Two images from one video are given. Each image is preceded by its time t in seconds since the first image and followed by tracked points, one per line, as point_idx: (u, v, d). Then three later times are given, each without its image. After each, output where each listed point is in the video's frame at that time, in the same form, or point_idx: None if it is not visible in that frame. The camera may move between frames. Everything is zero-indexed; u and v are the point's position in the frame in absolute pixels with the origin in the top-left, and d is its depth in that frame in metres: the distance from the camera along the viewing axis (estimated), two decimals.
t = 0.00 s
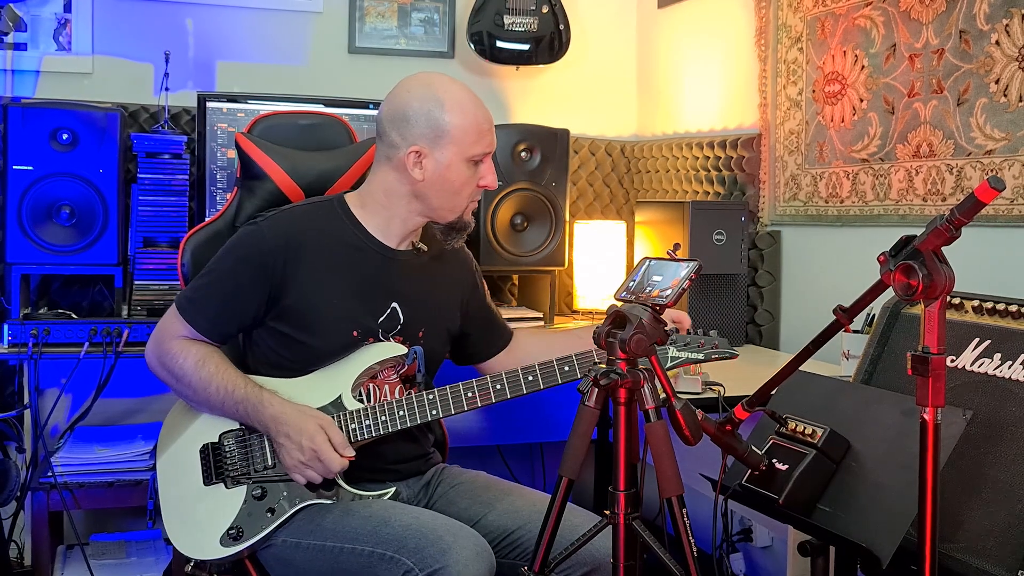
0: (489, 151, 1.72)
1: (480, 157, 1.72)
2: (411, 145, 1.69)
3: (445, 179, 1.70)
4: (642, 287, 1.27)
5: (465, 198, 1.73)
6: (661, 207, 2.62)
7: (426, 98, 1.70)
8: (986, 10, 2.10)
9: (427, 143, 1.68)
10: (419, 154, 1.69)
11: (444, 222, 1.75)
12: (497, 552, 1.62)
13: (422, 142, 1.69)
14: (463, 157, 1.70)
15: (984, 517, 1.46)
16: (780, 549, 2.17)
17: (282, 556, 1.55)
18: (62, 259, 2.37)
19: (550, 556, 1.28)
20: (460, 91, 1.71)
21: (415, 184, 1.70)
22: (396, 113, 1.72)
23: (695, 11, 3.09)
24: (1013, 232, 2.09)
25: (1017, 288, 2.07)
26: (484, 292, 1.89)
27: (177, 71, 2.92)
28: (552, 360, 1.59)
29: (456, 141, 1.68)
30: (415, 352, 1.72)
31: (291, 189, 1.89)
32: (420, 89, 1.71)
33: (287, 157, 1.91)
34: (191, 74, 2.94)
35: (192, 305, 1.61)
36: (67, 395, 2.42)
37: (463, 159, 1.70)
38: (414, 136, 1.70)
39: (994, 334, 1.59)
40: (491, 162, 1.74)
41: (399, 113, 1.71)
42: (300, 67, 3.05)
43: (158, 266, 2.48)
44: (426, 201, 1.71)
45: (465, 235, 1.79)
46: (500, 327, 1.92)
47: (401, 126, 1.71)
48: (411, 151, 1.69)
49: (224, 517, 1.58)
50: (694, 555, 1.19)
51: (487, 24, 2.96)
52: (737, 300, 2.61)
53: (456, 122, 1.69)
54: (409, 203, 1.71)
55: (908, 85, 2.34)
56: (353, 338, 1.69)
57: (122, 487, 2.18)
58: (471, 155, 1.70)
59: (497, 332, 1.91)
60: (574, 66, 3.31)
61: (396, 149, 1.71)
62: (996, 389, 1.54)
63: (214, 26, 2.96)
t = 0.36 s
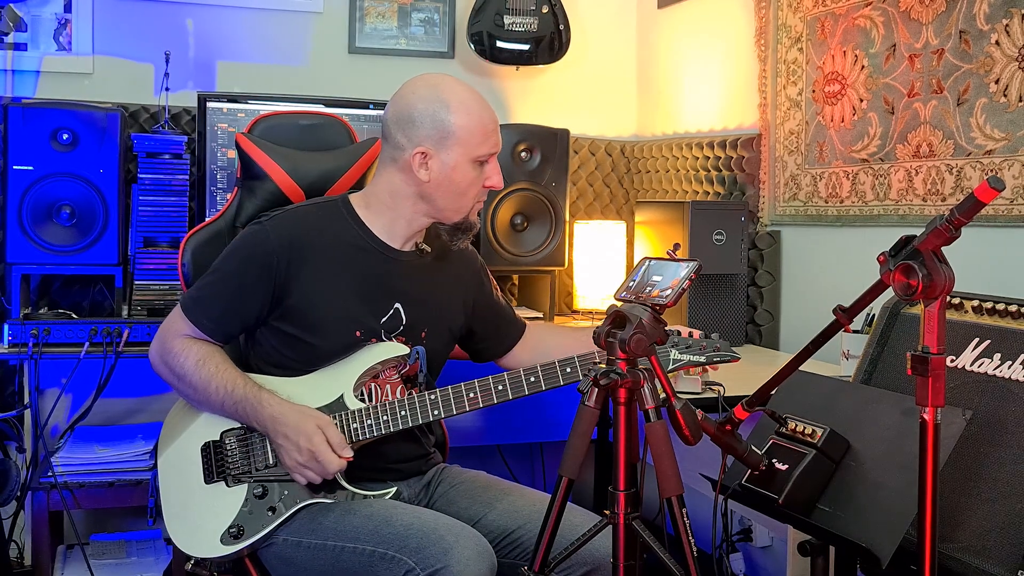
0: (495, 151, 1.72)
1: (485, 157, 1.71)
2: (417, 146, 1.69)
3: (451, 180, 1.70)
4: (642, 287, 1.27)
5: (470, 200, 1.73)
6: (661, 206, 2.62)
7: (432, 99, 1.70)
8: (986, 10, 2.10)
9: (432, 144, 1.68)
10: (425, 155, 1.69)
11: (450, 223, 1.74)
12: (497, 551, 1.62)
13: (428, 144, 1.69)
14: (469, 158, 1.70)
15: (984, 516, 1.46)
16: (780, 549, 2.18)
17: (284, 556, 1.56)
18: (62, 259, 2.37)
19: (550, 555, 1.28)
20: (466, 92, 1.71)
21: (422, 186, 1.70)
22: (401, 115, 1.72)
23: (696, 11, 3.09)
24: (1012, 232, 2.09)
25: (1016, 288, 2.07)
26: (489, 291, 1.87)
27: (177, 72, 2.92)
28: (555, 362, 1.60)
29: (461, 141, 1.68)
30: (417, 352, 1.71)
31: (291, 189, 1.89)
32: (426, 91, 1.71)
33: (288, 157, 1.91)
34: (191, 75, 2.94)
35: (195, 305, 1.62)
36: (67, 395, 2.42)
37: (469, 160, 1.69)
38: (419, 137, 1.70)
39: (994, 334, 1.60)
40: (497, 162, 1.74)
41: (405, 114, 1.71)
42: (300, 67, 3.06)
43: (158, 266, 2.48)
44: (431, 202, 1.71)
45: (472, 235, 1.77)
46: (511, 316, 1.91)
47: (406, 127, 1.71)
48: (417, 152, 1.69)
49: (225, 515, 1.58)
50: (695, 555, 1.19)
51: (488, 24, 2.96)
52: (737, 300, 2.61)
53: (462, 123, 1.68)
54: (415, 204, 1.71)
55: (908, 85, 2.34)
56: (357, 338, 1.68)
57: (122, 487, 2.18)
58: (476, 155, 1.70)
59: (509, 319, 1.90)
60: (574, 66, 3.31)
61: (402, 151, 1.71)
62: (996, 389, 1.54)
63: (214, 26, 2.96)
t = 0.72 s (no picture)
0: (511, 153, 1.71)
1: (502, 159, 1.71)
2: (434, 149, 1.69)
3: (468, 183, 1.69)
4: (643, 287, 1.27)
5: (487, 201, 1.72)
6: (661, 207, 2.62)
7: (449, 101, 1.70)
8: (986, 10, 2.10)
9: (449, 146, 1.68)
10: (442, 158, 1.69)
11: (465, 225, 1.72)
12: (497, 551, 1.63)
13: (446, 146, 1.68)
14: (486, 160, 1.69)
15: (984, 517, 1.46)
16: (780, 549, 2.18)
17: (284, 555, 1.55)
18: (62, 259, 2.37)
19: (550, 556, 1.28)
20: (483, 94, 1.71)
21: (438, 188, 1.70)
22: (418, 117, 1.72)
23: (696, 11, 3.09)
24: (1012, 232, 2.09)
25: (1016, 288, 2.08)
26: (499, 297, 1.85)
27: (177, 72, 2.92)
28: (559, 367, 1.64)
29: (478, 143, 1.68)
30: (422, 352, 1.71)
31: (292, 189, 1.89)
32: (443, 93, 1.71)
33: (288, 157, 1.91)
34: (191, 75, 2.94)
35: (203, 302, 1.63)
36: (68, 395, 2.42)
37: (486, 162, 1.69)
38: (437, 139, 1.70)
39: (994, 334, 1.60)
40: (513, 164, 1.73)
41: (422, 117, 1.71)
42: (300, 67, 3.06)
43: (158, 266, 2.48)
44: (447, 203, 1.70)
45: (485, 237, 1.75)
46: (517, 316, 1.89)
47: (423, 129, 1.70)
48: (434, 154, 1.69)
49: (228, 513, 1.58)
50: (695, 556, 1.19)
51: (488, 24, 2.96)
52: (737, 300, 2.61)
53: (479, 125, 1.68)
54: (430, 205, 1.70)
55: (908, 85, 2.34)
56: (363, 338, 1.68)
57: (122, 487, 2.18)
58: (493, 157, 1.69)
59: (515, 321, 1.89)
60: (574, 66, 3.31)
61: (419, 152, 1.71)
62: (996, 389, 1.54)
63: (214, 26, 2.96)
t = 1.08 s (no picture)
0: (534, 158, 1.70)
1: (525, 164, 1.70)
2: (457, 152, 1.68)
3: (490, 187, 1.68)
4: (643, 287, 1.27)
5: (508, 206, 1.71)
6: (661, 207, 2.62)
7: (472, 104, 1.69)
8: (986, 10, 2.10)
9: (473, 150, 1.67)
10: (465, 162, 1.68)
11: (485, 228, 1.73)
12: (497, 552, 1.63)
13: (469, 150, 1.67)
14: (508, 164, 1.68)
15: (984, 517, 1.46)
16: (780, 549, 2.18)
17: (285, 552, 1.56)
18: (62, 259, 2.37)
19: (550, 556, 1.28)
20: (506, 98, 1.70)
21: (459, 192, 1.69)
22: (442, 120, 1.71)
23: (696, 11, 3.09)
24: (1012, 232, 2.09)
25: (1016, 288, 2.07)
26: (512, 298, 1.84)
27: (177, 72, 2.93)
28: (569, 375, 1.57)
29: (501, 148, 1.67)
30: (433, 353, 1.70)
31: (294, 189, 1.89)
32: (467, 96, 1.70)
33: (289, 157, 1.90)
34: (192, 75, 2.94)
35: (219, 295, 1.63)
36: (68, 395, 2.46)
37: (508, 167, 1.68)
38: (460, 143, 1.69)
39: (994, 334, 1.60)
40: (535, 169, 1.72)
41: (445, 120, 1.70)
42: (301, 67, 3.06)
43: (158, 266, 2.49)
44: (470, 208, 1.69)
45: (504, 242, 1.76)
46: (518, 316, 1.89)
47: (446, 132, 1.70)
48: (457, 158, 1.68)
49: (232, 505, 1.58)
50: (694, 555, 1.19)
51: (488, 24, 2.96)
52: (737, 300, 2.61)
53: (503, 129, 1.67)
54: (451, 208, 1.70)
55: (908, 85, 2.34)
56: (375, 338, 1.68)
57: (122, 487, 2.19)
58: (516, 162, 1.68)
59: (521, 320, 1.88)
60: (574, 66, 3.31)
61: (441, 155, 1.70)
62: (996, 389, 1.54)
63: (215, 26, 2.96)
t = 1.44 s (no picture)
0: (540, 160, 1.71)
1: (531, 167, 1.70)
2: (464, 155, 1.68)
3: (497, 189, 1.68)
4: (643, 287, 1.27)
5: (514, 208, 1.71)
6: (661, 207, 2.62)
7: (479, 106, 1.68)
8: (986, 10, 2.10)
9: (480, 153, 1.67)
10: (472, 164, 1.68)
11: (491, 230, 1.73)
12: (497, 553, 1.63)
13: (476, 152, 1.68)
14: (515, 167, 1.68)
15: (984, 517, 1.46)
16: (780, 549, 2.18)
17: (286, 551, 1.56)
18: (62, 259, 2.37)
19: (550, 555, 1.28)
20: (513, 100, 1.70)
21: (465, 194, 1.69)
22: (449, 122, 1.71)
23: (696, 11, 3.09)
24: (1012, 232, 2.09)
25: (1017, 288, 2.07)
26: (512, 299, 1.84)
27: (177, 72, 2.92)
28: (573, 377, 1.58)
29: (509, 150, 1.67)
30: (436, 353, 1.70)
31: (294, 189, 1.89)
32: (474, 98, 1.70)
33: (290, 157, 1.90)
34: (192, 75, 2.94)
35: (224, 293, 1.62)
36: (68, 395, 2.45)
37: (515, 169, 1.68)
38: (467, 145, 1.69)
39: (994, 334, 1.59)
40: (541, 172, 1.73)
41: (452, 122, 1.70)
42: (301, 67, 3.05)
43: (158, 266, 2.49)
44: (475, 209, 1.70)
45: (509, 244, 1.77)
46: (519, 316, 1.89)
47: (454, 135, 1.69)
48: (464, 160, 1.68)
49: (233, 503, 1.58)
50: (695, 556, 1.19)
51: (487, 24, 2.96)
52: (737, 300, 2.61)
53: (510, 132, 1.67)
54: (457, 210, 1.70)
55: (908, 85, 2.34)
56: (381, 339, 1.68)
57: (122, 487, 2.19)
58: (522, 165, 1.68)
59: (522, 320, 1.88)
60: (574, 66, 3.31)
61: (448, 157, 1.70)
62: (995, 389, 1.54)
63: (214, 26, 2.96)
